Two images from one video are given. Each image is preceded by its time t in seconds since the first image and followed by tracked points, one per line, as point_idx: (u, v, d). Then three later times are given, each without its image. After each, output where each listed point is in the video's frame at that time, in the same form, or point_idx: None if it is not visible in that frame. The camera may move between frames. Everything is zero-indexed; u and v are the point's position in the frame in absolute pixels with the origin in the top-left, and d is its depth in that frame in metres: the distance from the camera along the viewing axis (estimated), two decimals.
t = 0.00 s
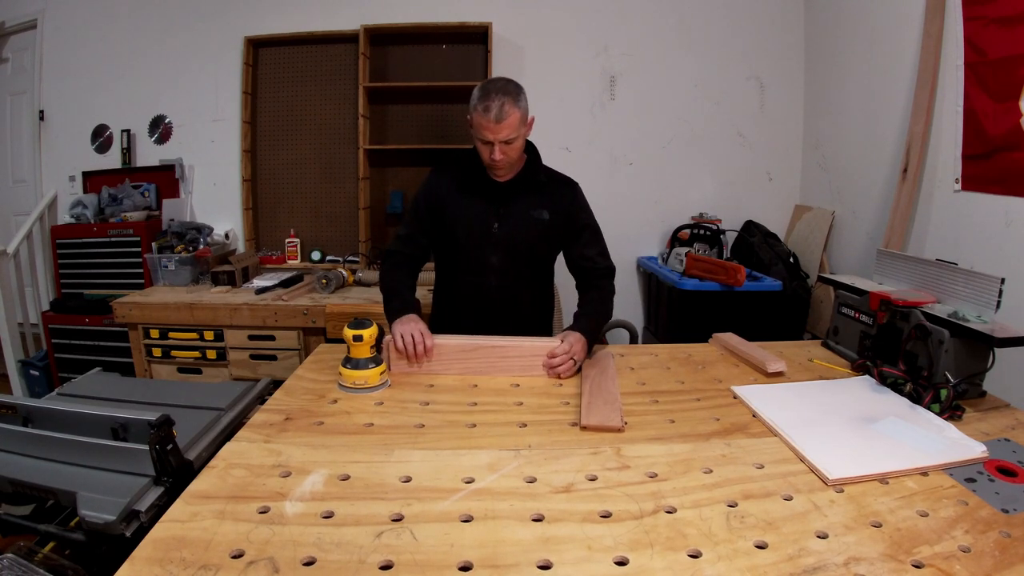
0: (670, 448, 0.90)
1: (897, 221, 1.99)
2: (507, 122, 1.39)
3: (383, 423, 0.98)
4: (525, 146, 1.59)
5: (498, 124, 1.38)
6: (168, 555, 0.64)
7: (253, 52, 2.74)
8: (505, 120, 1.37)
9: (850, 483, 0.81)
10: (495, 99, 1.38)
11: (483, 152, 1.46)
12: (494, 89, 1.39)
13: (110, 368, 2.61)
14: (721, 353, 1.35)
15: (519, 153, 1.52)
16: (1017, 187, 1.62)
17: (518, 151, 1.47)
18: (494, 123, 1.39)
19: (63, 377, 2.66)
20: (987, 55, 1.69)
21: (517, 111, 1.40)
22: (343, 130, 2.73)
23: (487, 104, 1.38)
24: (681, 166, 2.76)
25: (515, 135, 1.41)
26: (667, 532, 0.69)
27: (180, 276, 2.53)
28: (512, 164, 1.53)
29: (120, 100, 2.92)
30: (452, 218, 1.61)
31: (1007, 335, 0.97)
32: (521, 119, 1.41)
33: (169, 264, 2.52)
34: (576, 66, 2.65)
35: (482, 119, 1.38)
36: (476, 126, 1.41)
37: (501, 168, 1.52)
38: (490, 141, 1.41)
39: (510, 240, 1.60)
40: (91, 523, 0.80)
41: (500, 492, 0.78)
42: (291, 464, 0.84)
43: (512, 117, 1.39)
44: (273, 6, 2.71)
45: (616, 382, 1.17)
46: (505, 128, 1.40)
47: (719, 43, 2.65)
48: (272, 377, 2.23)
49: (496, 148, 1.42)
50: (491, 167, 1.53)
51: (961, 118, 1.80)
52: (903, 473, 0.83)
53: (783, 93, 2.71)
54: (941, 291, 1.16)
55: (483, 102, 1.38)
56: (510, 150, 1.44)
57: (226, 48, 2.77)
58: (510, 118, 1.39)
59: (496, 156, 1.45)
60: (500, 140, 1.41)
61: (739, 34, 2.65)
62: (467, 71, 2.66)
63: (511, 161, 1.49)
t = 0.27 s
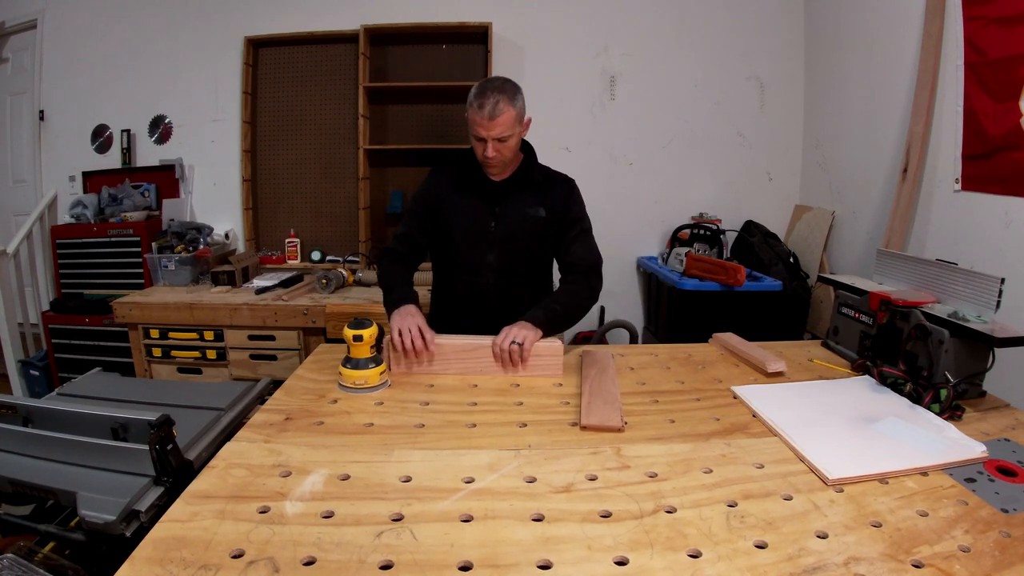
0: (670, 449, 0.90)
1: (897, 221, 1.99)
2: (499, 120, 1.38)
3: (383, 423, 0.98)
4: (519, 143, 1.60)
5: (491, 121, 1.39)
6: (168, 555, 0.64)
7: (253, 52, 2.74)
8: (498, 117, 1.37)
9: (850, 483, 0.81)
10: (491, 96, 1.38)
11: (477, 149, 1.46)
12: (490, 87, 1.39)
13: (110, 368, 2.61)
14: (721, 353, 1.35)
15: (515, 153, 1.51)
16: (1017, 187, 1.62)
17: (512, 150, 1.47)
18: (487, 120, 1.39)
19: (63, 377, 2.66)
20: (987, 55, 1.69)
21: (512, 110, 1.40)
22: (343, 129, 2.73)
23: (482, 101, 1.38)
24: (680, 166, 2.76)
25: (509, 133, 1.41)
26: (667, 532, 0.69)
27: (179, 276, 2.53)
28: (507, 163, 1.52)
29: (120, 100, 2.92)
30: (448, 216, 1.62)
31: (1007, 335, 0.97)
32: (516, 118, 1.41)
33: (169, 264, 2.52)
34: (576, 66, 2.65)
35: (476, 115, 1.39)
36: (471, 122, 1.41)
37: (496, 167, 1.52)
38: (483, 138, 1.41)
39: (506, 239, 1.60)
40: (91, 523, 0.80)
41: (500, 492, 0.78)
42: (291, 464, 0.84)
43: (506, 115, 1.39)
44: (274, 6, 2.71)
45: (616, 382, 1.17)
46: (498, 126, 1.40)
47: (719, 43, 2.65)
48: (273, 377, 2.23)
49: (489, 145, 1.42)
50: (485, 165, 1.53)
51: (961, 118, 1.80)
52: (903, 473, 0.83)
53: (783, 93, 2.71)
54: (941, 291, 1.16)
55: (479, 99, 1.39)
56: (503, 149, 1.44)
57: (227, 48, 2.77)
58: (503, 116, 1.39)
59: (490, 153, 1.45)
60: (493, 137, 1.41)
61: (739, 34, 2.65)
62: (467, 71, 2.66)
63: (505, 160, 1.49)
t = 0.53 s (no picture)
0: (670, 449, 0.90)
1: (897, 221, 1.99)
2: (508, 121, 1.38)
3: (383, 424, 0.98)
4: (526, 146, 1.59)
5: (499, 122, 1.38)
6: (168, 555, 0.64)
7: (253, 52, 2.74)
8: (507, 119, 1.37)
9: (850, 483, 0.81)
10: (500, 97, 1.38)
11: (482, 148, 1.46)
12: (501, 88, 1.39)
13: (111, 368, 2.61)
14: (721, 353, 1.35)
15: (519, 155, 1.52)
16: (1017, 187, 1.62)
17: (517, 152, 1.47)
18: (496, 120, 1.39)
19: (63, 377, 2.66)
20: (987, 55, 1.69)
21: (521, 113, 1.40)
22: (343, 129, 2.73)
23: (492, 101, 1.38)
24: (681, 166, 2.76)
25: (515, 135, 1.41)
26: (667, 532, 0.69)
27: (179, 276, 2.53)
28: (510, 165, 1.52)
29: (120, 100, 2.92)
30: (451, 214, 1.62)
31: (1007, 335, 0.97)
32: (524, 121, 1.41)
33: (168, 264, 2.52)
34: (576, 66, 2.65)
35: (484, 115, 1.39)
36: (479, 121, 1.41)
37: (499, 168, 1.52)
38: (489, 137, 1.41)
39: (508, 238, 1.60)
40: (91, 523, 0.80)
41: (500, 492, 0.78)
42: (291, 464, 0.84)
43: (515, 117, 1.39)
44: (273, 6, 2.71)
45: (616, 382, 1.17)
46: (505, 127, 1.40)
47: (719, 43, 2.65)
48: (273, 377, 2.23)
49: (495, 145, 1.42)
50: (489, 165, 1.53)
51: (961, 118, 1.80)
52: (903, 473, 0.83)
53: (783, 93, 2.71)
54: (941, 291, 1.16)
55: (489, 99, 1.39)
56: (508, 150, 1.44)
57: (226, 48, 2.77)
58: (511, 118, 1.39)
59: (494, 154, 1.45)
60: (499, 138, 1.41)
61: (739, 34, 2.65)
62: (467, 71, 2.66)
63: (509, 162, 1.49)
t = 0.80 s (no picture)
0: (670, 449, 0.90)
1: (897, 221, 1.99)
2: (523, 123, 1.39)
3: (383, 424, 0.98)
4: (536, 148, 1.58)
5: (515, 122, 1.39)
6: (168, 555, 0.64)
7: (253, 52, 2.74)
8: (522, 120, 1.37)
9: (850, 483, 0.81)
10: (518, 98, 1.38)
11: (494, 146, 1.45)
12: (520, 89, 1.40)
13: (110, 368, 2.61)
14: (721, 353, 1.35)
15: (529, 157, 1.52)
16: (1017, 187, 1.62)
17: (528, 154, 1.48)
18: (511, 120, 1.39)
19: (63, 377, 2.66)
20: (987, 55, 1.69)
21: (536, 115, 1.40)
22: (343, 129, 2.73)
23: (509, 101, 1.38)
24: (681, 165, 2.76)
25: (529, 137, 1.42)
26: (667, 532, 0.69)
27: (179, 276, 2.53)
28: (519, 166, 1.53)
29: (120, 100, 2.92)
30: (456, 210, 1.61)
31: (1007, 335, 0.97)
32: (539, 124, 1.42)
33: (168, 264, 2.52)
34: (576, 66, 2.65)
35: (500, 114, 1.39)
36: (494, 119, 1.41)
37: (508, 168, 1.52)
38: (503, 137, 1.41)
39: (513, 237, 1.60)
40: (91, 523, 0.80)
41: (500, 492, 0.78)
42: (291, 464, 0.84)
43: (530, 120, 1.39)
44: (273, 6, 2.71)
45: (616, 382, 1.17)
46: (520, 128, 1.40)
47: (720, 43, 2.65)
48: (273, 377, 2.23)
49: (507, 145, 1.42)
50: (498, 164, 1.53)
51: (961, 118, 1.80)
52: (902, 473, 0.83)
53: (783, 93, 2.71)
54: (941, 290, 1.16)
55: (506, 99, 1.39)
56: (520, 151, 1.44)
57: (226, 48, 2.77)
58: (527, 120, 1.39)
59: (506, 153, 1.44)
60: (512, 138, 1.41)
61: (740, 34, 2.65)
62: (467, 71, 2.66)
63: (519, 163, 1.49)
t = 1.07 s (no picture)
0: (670, 449, 0.90)
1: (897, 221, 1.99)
2: (529, 127, 1.39)
3: (383, 424, 0.98)
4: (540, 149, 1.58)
5: (520, 126, 1.38)
6: (168, 555, 0.64)
7: (253, 52, 2.74)
8: (528, 124, 1.37)
9: (850, 483, 0.81)
10: (524, 101, 1.38)
11: (498, 148, 1.45)
12: (526, 92, 1.39)
13: (110, 368, 2.61)
14: (721, 353, 1.35)
15: (533, 160, 1.52)
16: (1017, 187, 1.62)
17: (532, 157, 1.48)
18: (517, 124, 1.39)
19: (63, 377, 2.66)
20: (987, 55, 1.69)
21: (542, 119, 1.40)
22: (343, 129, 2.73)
23: (515, 104, 1.38)
24: (681, 165, 2.75)
25: (533, 141, 1.42)
26: (667, 532, 0.69)
27: (179, 276, 2.53)
28: (523, 168, 1.53)
29: (120, 100, 2.92)
30: (459, 209, 1.61)
31: (1007, 335, 0.97)
32: (544, 128, 1.42)
33: (169, 264, 2.52)
34: (576, 66, 2.65)
35: (506, 116, 1.38)
36: (500, 121, 1.41)
37: (512, 170, 1.53)
38: (508, 140, 1.41)
39: (515, 237, 1.60)
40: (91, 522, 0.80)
41: (500, 492, 0.78)
42: (291, 464, 0.84)
43: (536, 124, 1.39)
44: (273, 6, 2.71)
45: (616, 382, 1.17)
46: (525, 132, 1.40)
47: (719, 43, 2.65)
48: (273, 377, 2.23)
49: (512, 148, 1.42)
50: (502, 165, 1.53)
51: (961, 118, 1.80)
52: (902, 473, 0.83)
53: (783, 92, 2.71)
54: (941, 291, 1.16)
55: (512, 101, 1.38)
56: (524, 154, 1.45)
57: (226, 48, 2.77)
58: (532, 124, 1.39)
59: (510, 156, 1.45)
60: (517, 141, 1.41)
61: (740, 34, 2.65)
62: (467, 71, 2.66)
63: (522, 165, 1.49)
